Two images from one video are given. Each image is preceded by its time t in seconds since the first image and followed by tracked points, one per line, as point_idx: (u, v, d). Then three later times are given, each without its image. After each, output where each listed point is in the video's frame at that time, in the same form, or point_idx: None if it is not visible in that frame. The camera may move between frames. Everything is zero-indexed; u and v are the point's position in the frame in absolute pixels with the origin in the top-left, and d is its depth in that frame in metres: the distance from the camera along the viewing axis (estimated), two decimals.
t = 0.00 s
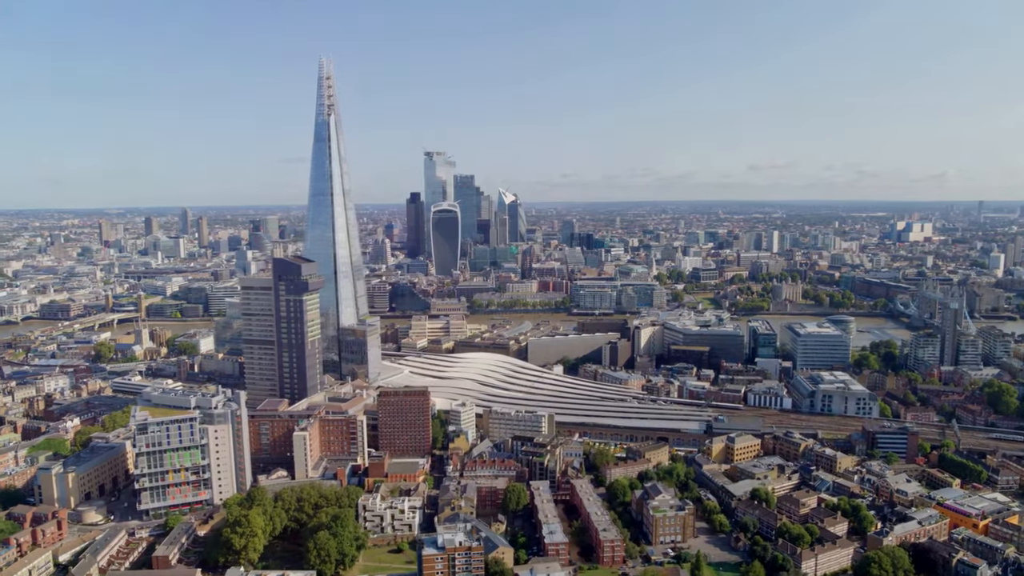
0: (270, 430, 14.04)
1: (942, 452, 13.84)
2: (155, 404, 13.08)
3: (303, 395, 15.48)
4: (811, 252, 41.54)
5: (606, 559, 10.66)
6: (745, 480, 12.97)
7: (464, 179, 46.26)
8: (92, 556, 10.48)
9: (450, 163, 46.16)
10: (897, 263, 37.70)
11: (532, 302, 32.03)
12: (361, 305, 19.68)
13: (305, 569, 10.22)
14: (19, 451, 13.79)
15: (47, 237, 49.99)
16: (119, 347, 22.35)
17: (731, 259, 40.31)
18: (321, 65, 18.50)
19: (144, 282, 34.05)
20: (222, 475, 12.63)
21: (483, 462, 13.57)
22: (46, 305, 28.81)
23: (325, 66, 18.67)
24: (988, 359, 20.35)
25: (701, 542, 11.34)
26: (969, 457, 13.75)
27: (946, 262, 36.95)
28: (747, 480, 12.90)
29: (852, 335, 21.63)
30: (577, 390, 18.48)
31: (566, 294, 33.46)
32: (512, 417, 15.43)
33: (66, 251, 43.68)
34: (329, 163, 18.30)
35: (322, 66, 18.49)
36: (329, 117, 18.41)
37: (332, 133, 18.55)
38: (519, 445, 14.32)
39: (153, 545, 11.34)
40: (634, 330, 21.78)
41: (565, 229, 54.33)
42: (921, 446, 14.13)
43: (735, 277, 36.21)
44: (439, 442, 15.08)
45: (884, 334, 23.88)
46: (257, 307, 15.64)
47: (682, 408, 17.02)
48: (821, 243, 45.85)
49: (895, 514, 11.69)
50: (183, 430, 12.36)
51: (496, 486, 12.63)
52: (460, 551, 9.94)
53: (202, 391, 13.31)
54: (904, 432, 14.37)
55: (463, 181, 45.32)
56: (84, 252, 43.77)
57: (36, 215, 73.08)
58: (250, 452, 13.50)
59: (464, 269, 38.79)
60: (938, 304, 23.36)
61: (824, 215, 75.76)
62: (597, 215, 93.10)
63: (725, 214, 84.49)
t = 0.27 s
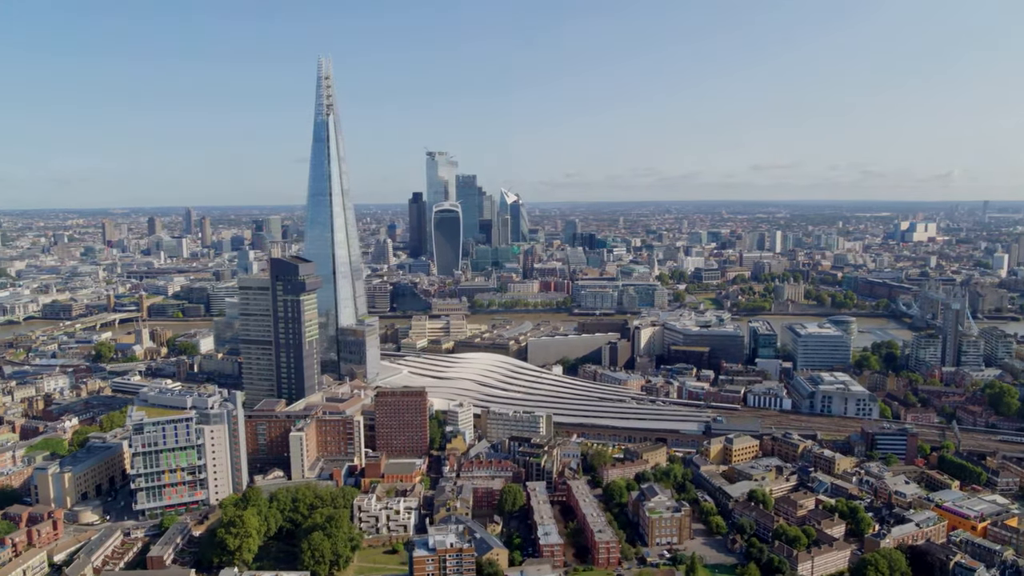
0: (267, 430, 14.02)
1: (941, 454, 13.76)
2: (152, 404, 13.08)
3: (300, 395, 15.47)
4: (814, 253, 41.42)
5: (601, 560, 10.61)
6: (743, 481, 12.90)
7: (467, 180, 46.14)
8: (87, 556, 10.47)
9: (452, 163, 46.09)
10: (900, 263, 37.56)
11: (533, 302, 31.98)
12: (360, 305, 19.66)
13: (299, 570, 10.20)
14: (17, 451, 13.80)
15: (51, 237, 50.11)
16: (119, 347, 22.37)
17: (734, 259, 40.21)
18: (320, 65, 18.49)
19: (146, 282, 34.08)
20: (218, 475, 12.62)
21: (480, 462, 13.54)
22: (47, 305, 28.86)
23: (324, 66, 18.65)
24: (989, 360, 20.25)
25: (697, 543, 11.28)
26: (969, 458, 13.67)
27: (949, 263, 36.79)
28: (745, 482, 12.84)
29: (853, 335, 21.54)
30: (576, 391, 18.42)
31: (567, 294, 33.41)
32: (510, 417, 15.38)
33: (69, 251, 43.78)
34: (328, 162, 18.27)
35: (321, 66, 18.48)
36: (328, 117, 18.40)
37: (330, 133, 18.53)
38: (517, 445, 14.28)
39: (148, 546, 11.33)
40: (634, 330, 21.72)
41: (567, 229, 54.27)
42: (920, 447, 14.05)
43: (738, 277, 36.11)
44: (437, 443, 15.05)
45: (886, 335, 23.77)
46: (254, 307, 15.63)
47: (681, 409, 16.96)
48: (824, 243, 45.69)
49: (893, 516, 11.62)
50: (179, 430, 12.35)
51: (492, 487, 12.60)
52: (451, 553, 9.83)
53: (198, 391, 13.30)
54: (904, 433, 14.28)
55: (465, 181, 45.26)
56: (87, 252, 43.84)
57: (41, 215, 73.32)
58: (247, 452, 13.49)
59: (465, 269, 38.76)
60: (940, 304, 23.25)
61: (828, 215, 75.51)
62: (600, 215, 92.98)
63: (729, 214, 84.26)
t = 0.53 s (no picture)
0: (265, 430, 13.99)
1: (941, 455, 13.68)
2: (149, 404, 13.08)
3: (299, 396, 15.47)
4: (817, 253, 41.29)
5: (597, 562, 10.57)
6: (741, 483, 12.85)
7: (469, 180, 46.09)
8: (83, 556, 10.48)
9: (455, 163, 46.15)
10: (904, 263, 37.41)
11: (534, 303, 31.93)
12: (359, 305, 19.64)
13: (295, 571, 10.19)
14: (15, 450, 13.82)
15: (54, 237, 50.22)
16: (120, 347, 22.39)
17: (736, 259, 40.12)
18: (319, 64, 18.47)
19: (148, 282, 34.12)
20: (215, 475, 12.61)
21: (477, 463, 13.52)
22: (50, 305, 28.92)
23: (323, 66, 18.64)
24: (991, 361, 20.15)
25: (694, 545, 11.23)
26: (969, 460, 13.59)
27: (952, 263, 36.65)
28: (743, 483, 12.78)
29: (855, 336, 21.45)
30: (576, 391, 18.38)
31: (568, 294, 33.37)
32: (508, 418, 15.35)
33: (72, 251, 43.86)
34: (327, 162, 18.26)
35: (320, 66, 18.46)
36: (327, 117, 18.37)
37: (330, 133, 18.52)
38: (514, 446, 14.24)
39: (144, 546, 11.33)
40: (634, 330, 21.66)
41: (570, 229, 54.21)
42: (919, 448, 13.99)
43: (740, 278, 36.03)
44: (435, 443, 15.02)
45: (888, 335, 23.66)
46: (253, 307, 15.64)
47: (681, 409, 16.89)
48: (827, 243, 45.53)
49: (891, 518, 11.55)
50: (176, 430, 12.35)
51: (489, 487, 12.57)
52: (443, 553, 9.94)
53: (196, 391, 13.29)
54: (903, 434, 14.21)
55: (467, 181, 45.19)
56: (90, 252, 43.93)
57: (45, 215, 73.56)
58: (244, 452, 13.48)
59: (467, 269, 38.75)
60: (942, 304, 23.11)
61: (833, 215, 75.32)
62: (603, 215, 92.90)
63: (732, 214, 84.04)
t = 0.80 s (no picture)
0: (263, 430, 13.99)
1: (942, 457, 13.58)
2: (147, 404, 13.08)
3: (298, 395, 15.47)
4: (821, 253, 41.11)
5: (593, 563, 10.54)
6: (739, 484, 12.78)
7: (472, 179, 46.11)
8: (78, 556, 10.49)
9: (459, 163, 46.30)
10: (908, 263, 37.23)
11: (537, 303, 31.87)
12: (360, 305, 19.64)
13: (290, 571, 10.17)
14: (15, 450, 13.85)
15: (60, 237, 50.38)
16: (122, 346, 22.44)
17: (740, 259, 39.99)
18: (319, 64, 18.47)
19: (152, 282, 34.19)
20: (213, 475, 12.62)
21: (475, 463, 13.49)
22: (53, 305, 29.01)
23: (323, 66, 18.65)
24: (995, 362, 20.02)
25: (691, 547, 11.18)
26: (971, 462, 13.48)
27: (958, 263, 36.45)
28: (741, 484, 12.72)
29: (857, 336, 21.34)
30: (576, 391, 18.33)
31: (571, 294, 33.32)
32: (507, 418, 15.31)
33: (77, 251, 43.98)
34: (327, 163, 18.27)
35: (320, 66, 18.47)
36: (327, 117, 18.37)
37: (330, 133, 18.52)
38: (513, 446, 14.21)
39: (140, 546, 11.34)
40: (635, 331, 21.61)
41: (573, 229, 54.15)
42: (920, 449, 13.90)
43: (743, 278, 35.91)
44: (433, 444, 15.01)
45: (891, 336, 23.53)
46: (252, 307, 15.65)
47: (681, 410, 16.83)
48: (831, 243, 45.35)
49: (890, 520, 11.47)
50: (173, 430, 12.35)
51: (486, 488, 12.53)
52: (435, 555, 10.05)
53: (194, 391, 13.29)
54: (904, 435, 14.12)
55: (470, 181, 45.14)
56: (95, 252, 44.06)
57: (51, 215, 73.85)
58: (242, 452, 13.47)
59: (470, 269, 38.74)
60: (946, 305, 22.97)
61: (838, 215, 75.05)
62: (608, 215, 92.77)
63: (738, 214, 83.81)
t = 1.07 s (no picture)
0: (262, 430, 13.99)
1: (944, 459, 13.47)
2: (146, 404, 13.09)
3: (297, 396, 15.46)
4: (827, 253, 40.93)
5: (590, 565, 10.49)
6: (739, 485, 12.72)
7: (476, 180, 46.12)
8: (75, 555, 10.51)
9: (463, 163, 46.32)
10: (915, 263, 37.02)
11: (540, 303, 31.81)
12: (361, 305, 19.62)
13: (286, 571, 10.16)
14: (15, 449, 13.89)
15: (66, 237, 50.58)
16: (125, 346, 22.49)
17: (744, 260, 39.85)
18: (320, 65, 18.48)
19: (156, 282, 34.28)
20: (211, 475, 12.62)
21: (473, 464, 13.46)
22: (58, 305, 29.12)
23: (324, 66, 18.65)
24: (999, 363, 19.87)
25: (690, 548, 11.12)
26: (973, 463, 13.37)
27: (964, 263, 36.24)
28: (741, 486, 12.65)
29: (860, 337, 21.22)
30: (577, 392, 18.27)
31: (574, 295, 33.27)
32: (507, 418, 15.27)
33: (82, 251, 44.14)
34: (328, 163, 18.27)
35: (321, 66, 18.47)
36: (328, 117, 18.37)
37: (330, 134, 18.52)
38: (512, 447, 14.17)
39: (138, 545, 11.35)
40: (637, 331, 21.54)
41: (578, 229, 54.08)
42: (922, 451, 13.79)
43: (748, 278, 35.77)
44: (433, 444, 14.98)
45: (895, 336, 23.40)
46: (252, 307, 15.66)
47: (682, 411, 16.76)
48: (837, 243, 45.15)
49: (891, 522, 11.39)
50: (172, 430, 12.35)
51: (484, 489, 12.50)
52: (428, 556, 10.04)
53: (193, 391, 13.30)
54: (906, 436, 14.01)
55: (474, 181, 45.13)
56: (100, 252, 44.22)
57: (58, 215, 74.21)
58: (241, 451, 13.48)
59: (474, 269, 38.72)
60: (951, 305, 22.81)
61: (844, 215, 74.78)
62: (613, 215, 92.66)
63: (743, 214, 83.57)
